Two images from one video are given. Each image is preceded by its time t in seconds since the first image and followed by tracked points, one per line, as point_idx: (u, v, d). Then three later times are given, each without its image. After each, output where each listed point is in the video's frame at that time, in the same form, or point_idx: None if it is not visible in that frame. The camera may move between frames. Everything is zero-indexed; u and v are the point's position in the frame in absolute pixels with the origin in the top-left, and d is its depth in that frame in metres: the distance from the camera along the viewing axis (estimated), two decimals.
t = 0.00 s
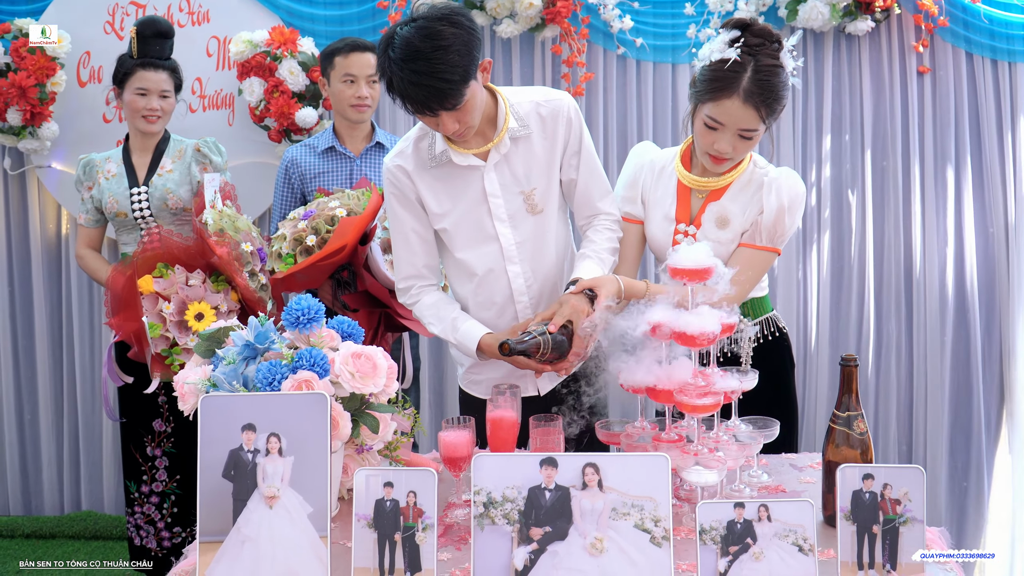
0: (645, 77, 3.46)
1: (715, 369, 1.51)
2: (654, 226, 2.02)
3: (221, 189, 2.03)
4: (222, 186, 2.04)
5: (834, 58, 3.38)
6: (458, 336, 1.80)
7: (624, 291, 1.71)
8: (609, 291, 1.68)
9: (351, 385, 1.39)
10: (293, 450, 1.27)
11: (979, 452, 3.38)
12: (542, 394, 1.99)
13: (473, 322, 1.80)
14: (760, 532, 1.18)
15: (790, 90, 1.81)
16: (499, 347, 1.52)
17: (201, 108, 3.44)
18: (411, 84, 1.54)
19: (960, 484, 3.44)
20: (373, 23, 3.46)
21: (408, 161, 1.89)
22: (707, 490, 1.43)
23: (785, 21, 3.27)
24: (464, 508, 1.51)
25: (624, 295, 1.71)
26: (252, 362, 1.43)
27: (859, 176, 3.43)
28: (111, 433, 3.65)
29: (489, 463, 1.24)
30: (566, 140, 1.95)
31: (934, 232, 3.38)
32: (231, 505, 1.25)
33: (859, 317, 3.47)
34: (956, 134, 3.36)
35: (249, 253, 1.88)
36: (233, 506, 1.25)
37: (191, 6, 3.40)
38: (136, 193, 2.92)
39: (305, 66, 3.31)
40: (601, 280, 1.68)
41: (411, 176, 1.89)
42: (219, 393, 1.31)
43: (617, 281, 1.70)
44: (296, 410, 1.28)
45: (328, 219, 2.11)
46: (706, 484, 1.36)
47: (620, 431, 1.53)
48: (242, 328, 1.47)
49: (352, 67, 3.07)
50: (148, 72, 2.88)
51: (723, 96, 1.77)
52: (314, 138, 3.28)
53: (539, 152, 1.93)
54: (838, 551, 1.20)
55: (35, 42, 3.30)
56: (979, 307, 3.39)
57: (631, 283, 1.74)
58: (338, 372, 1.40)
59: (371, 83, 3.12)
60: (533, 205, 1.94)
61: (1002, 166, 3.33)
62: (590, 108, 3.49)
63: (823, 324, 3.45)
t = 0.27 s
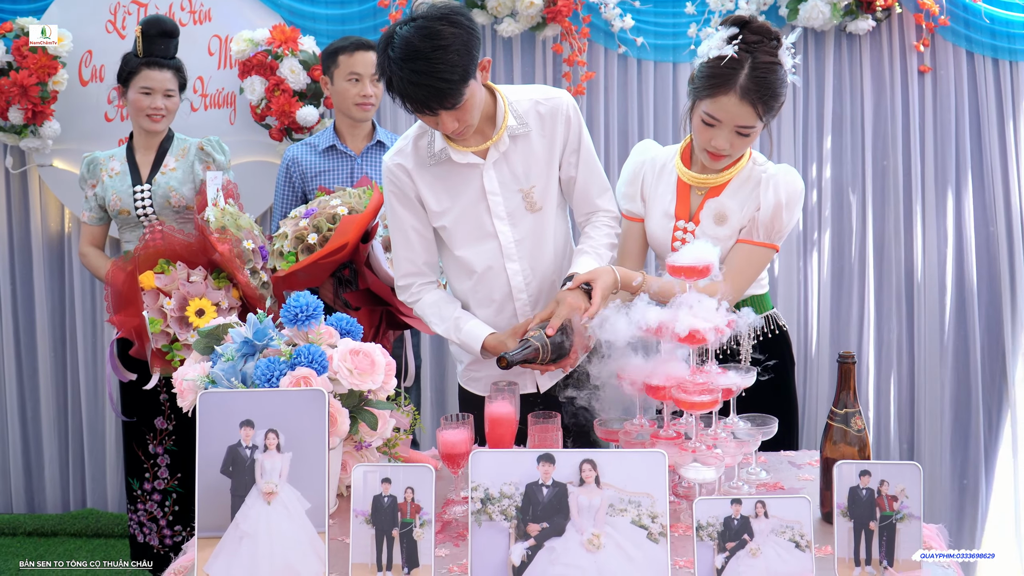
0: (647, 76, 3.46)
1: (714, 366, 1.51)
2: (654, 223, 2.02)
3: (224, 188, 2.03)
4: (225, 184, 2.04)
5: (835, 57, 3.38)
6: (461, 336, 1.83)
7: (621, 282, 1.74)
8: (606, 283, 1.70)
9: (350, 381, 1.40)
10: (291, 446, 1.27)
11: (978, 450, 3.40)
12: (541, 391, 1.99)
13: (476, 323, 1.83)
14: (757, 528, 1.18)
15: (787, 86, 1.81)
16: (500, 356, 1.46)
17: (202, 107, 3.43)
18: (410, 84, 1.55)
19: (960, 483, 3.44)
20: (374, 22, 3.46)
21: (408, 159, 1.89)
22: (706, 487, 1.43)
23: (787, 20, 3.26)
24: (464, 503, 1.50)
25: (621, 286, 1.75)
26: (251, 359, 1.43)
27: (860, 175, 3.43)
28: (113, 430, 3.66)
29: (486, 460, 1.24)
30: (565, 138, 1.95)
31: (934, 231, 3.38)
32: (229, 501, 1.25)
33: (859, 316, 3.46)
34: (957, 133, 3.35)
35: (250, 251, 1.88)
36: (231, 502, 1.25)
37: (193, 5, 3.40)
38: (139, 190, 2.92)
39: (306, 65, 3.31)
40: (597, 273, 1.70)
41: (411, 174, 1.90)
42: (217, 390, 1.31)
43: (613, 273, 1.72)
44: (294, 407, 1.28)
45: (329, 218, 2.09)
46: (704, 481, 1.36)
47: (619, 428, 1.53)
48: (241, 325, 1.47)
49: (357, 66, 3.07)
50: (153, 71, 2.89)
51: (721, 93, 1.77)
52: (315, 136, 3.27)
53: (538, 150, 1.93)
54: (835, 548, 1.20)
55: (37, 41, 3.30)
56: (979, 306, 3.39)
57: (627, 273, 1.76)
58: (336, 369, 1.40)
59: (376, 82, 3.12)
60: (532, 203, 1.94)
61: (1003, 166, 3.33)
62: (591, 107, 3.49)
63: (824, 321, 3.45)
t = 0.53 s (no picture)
0: (648, 75, 3.46)
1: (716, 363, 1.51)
2: (655, 219, 2.03)
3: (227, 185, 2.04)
4: (228, 181, 2.04)
5: (836, 56, 3.38)
6: (465, 333, 1.82)
7: (622, 275, 1.74)
8: (607, 277, 1.71)
9: (350, 377, 1.40)
10: (292, 441, 1.27)
11: (980, 448, 3.39)
12: (542, 387, 1.99)
13: (479, 320, 1.83)
14: (756, 523, 1.18)
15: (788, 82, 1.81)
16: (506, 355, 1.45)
17: (205, 105, 3.44)
18: (411, 81, 1.55)
19: (960, 481, 3.44)
20: (376, 19, 3.45)
21: (409, 157, 1.90)
22: (705, 483, 1.44)
23: (788, 18, 3.26)
24: (464, 499, 1.50)
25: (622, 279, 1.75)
26: (252, 354, 1.43)
27: (861, 173, 3.43)
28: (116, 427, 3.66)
29: (486, 455, 1.24)
30: (566, 135, 1.96)
31: (935, 230, 3.38)
32: (230, 496, 1.26)
33: (859, 314, 3.46)
34: (958, 132, 3.35)
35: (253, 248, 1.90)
36: (232, 497, 1.26)
37: (196, 3, 3.40)
38: (142, 187, 2.93)
39: (307, 63, 3.31)
40: (598, 267, 1.71)
41: (412, 171, 1.90)
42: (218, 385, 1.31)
43: (615, 267, 1.73)
44: (294, 402, 1.29)
45: (332, 215, 2.10)
46: (704, 477, 1.36)
47: (618, 424, 1.52)
48: (242, 321, 1.48)
49: (363, 63, 3.07)
50: (159, 69, 2.90)
51: (721, 89, 1.77)
52: (317, 134, 3.28)
53: (538, 147, 1.93)
54: (834, 543, 1.21)
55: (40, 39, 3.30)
56: (979, 304, 3.39)
57: (628, 267, 1.77)
58: (336, 364, 1.40)
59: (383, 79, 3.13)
60: (532, 199, 1.94)
61: (1005, 165, 3.32)
62: (593, 106, 3.49)
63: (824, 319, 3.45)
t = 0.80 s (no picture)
0: (650, 75, 3.46)
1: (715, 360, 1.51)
2: (657, 216, 2.03)
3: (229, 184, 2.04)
4: (230, 180, 2.05)
5: (837, 56, 3.37)
6: (466, 330, 1.83)
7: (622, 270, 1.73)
8: (607, 272, 1.70)
9: (351, 374, 1.40)
10: (292, 438, 1.28)
11: (980, 447, 3.38)
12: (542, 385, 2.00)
13: (481, 316, 1.83)
14: (754, 519, 1.19)
15: (788, 80, 1.81)
16: (506, 351, 1.45)
17: (208, 104, 3.45)
18: (416, 76, 1.55)
19: (961, 480, 3.43)
20: (379, 19, 3.46)
21: (411, 155, 1.90)
22: (705, 479, 1.44)
23: (789, 18, 3.26)
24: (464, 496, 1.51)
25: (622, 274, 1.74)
26: (253, 351, 1.44)
27: (861, 173, 3.42)
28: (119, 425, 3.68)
29: (486, 451, 1.25)
30: (566, 133, 1.96)
31: (935, 229, 3.38)
32: (231, 492, 1.27)
33: (859, 312, 3.47)
34: (958, 131, 3.34)
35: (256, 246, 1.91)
36: (233, 493, 1.27)
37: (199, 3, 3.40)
38: (146, 185, 2.95)
39: (311, 62, 3.33)
40: (599, 261, 1.69)
41: (413, 169, 1.91)
42: (219, 381, 1.32)
43: (615, 261, 1.72)
44: (294, 398, 1.29)
45: (333, 213, 2.09)
46: (703, 473, 1.36)
47: (618, 422, 1.52)
48: (243, 318, 1.48)
49: (371, 62, 3.09)
50: (162, 67, 2.91)
51: (720, 87, 1.78)
52: (319, 133, 3.28)
53: (539, 144, 1.94)
54: (831, 539, 1.21)
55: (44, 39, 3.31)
56: (980, 303, 3.39)
57: (629, 263, 1.76)
58: (337, 361, 1.41)
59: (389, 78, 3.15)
60: (533, 197, 1.95)
61: (1005, 164, 3.32)
62: (594, 105, 3.49)
63: (824, 319, 3.44)
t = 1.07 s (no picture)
0: (650, 75, 3.47)
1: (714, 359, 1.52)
2: (656, 215, 2.04)
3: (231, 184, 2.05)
4: (232, 180, 2.05)
5: (837, 56, 3.38)
6: (466, 328, 1.84)
7: (620, 266, 1.75)
8: (605, 267, 1.72)
9: (351, 372, 1.41)
10: (293, 435, 1.29)
11: (979, 447, 3.39)
12: (543, 384, 2.00)
13: (481, 315, 1.84)
14: (751, 517, 1.20)
15: (786, 80, 1.82)
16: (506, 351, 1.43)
17: (211, 104, 3.46)
18: (420, 68, 1.56)
19: (960, 480, 3.44)
20: (380, 20, 3.47)
21: (412, 153, 1.91)
22: (703, 477, 1.45)
23: (789, 19, 3.26)
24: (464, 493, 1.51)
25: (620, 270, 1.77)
26: (255, 350, 1.45)
27: (861, 173, 3.43)
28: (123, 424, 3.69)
29: (485, 449, 1.25)
30: (565, 132, 1.97)
31: (934, 229, 3.38)
32: (233, 489, 1.28)
33: (859, 312, 3.47)
34: (958, 132, 3.34)
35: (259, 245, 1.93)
36: (234, 490, 1.28)
37: (202, 3, 3.42)
38: (148, 185, 2.96)
39: (313, 63, 3.33)
40: (596, 257, 1.72)
41: (414, 168, 1.92)
42: (221, 379, 1.33)
43: (612, 257, 1.74)
44: (295, 396, 1.30)
45: (334, 213, 2.12)
46: (701, 471, 1.37)
47: (617, 420, 1.53)
48: (244, 317, 1.49)
49: (375, 63, 3.10)
50: (163, 67, 2.92)
51: (719, 86, 1.79)
52: (321, 133, 3.29)
53: (538, 143, 1.95)
54: (828, 536, 1.22)
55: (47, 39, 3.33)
56: (979, 303, 3.39)
57: (626, 259, 1.78)
58: (338, 360, 1.42)
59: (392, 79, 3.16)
60: (533, 195, 1.96)
61: (1005, 164, 3.32)
62: (595, 105, 3.50)
63: (824, 318, 3.45)
